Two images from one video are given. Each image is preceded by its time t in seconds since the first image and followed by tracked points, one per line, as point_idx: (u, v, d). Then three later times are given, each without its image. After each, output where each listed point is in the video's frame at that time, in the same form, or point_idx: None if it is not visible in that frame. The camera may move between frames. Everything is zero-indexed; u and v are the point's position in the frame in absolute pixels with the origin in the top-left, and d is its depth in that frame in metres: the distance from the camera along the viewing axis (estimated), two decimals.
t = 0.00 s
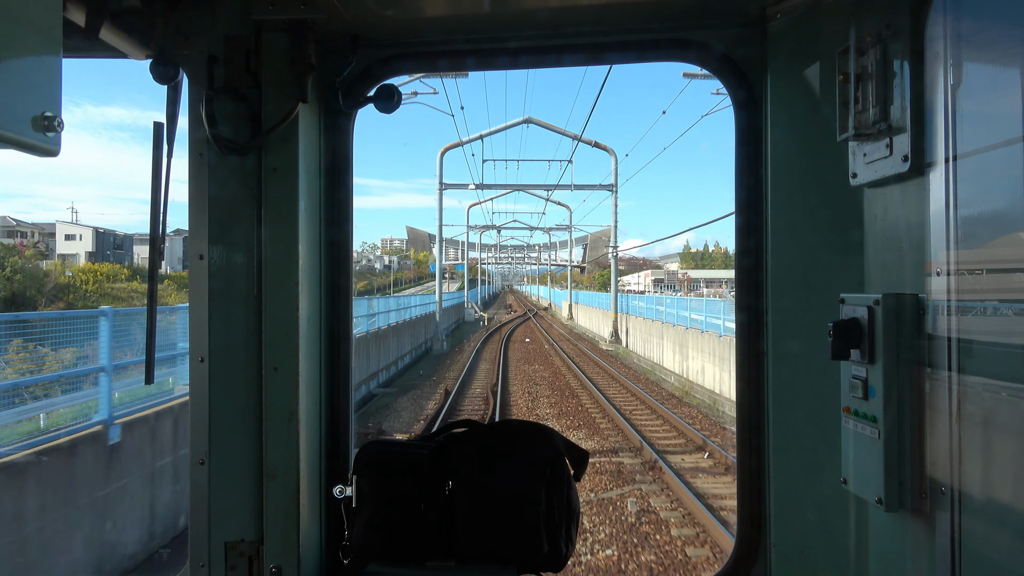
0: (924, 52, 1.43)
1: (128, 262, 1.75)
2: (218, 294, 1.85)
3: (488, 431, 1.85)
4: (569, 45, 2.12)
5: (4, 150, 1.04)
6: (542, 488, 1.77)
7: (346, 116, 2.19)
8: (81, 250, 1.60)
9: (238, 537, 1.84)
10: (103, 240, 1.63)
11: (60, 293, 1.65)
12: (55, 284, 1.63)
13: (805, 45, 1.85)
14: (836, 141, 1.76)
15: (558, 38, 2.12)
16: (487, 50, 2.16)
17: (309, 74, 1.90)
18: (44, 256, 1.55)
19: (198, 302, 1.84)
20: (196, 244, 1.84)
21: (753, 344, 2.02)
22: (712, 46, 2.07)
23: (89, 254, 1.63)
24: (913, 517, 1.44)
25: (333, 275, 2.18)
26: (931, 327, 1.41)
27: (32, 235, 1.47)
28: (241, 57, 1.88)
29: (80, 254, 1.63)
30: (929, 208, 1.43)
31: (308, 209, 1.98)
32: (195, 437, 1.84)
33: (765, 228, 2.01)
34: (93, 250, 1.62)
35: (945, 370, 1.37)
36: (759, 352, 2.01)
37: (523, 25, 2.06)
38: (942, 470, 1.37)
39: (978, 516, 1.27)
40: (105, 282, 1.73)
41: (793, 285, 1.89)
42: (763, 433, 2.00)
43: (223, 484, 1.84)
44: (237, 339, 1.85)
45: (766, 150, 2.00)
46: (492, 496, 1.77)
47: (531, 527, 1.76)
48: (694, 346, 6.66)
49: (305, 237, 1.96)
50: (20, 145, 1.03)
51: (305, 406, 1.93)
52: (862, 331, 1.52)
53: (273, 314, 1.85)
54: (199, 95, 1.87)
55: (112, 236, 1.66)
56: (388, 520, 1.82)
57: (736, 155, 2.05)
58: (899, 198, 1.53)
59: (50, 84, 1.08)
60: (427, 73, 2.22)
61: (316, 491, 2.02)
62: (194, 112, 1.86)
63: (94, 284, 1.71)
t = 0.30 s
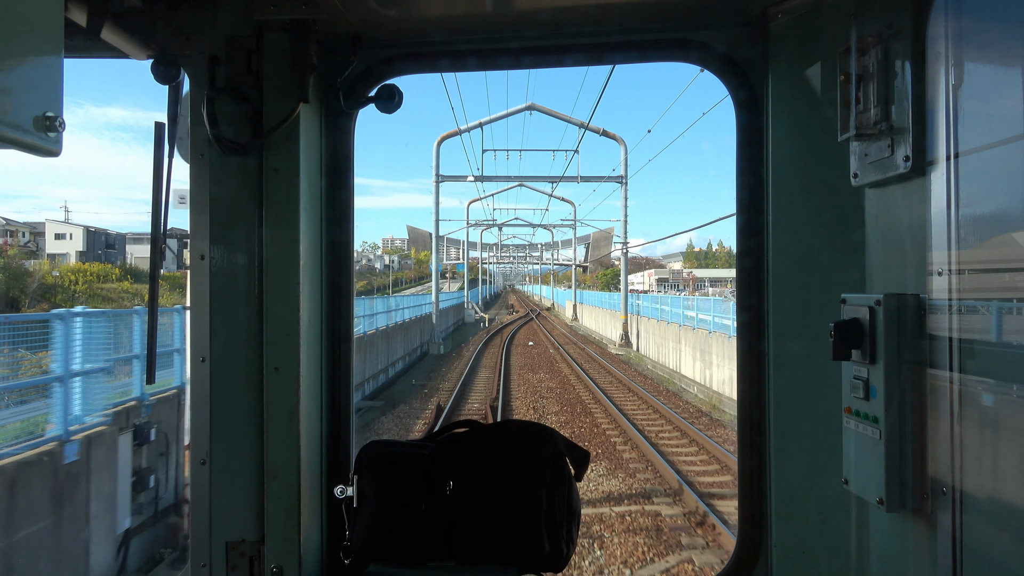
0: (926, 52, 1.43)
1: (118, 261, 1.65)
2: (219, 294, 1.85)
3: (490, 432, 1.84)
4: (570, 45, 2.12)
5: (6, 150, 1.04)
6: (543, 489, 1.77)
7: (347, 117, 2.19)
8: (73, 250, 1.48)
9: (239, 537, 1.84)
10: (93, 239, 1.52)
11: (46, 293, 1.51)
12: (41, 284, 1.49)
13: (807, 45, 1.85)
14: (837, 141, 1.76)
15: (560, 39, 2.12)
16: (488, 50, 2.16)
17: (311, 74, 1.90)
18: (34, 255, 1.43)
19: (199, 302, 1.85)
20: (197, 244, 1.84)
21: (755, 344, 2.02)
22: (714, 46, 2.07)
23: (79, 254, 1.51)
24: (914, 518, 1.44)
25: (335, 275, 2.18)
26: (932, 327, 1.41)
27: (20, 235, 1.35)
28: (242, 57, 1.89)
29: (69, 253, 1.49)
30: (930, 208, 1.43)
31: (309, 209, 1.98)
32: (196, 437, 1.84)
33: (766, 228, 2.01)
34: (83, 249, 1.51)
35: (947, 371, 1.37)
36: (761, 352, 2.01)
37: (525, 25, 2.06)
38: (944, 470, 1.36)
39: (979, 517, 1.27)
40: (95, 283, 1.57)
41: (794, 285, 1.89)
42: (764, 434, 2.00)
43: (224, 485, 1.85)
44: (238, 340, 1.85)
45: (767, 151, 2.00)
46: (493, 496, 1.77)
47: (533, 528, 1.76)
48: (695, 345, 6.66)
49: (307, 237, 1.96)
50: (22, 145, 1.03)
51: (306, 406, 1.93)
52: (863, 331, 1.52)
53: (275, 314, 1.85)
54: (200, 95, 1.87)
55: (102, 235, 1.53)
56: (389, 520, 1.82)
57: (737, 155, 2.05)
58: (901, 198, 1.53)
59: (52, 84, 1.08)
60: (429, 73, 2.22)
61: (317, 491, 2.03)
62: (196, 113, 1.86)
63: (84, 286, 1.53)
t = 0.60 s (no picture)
0: (928, 52, 1.43)
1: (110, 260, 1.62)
2: (220, 294, 1.85)
3: (492, 432, 1.84)
4: (572, 46, 2.13)
5: (8, 150, 1.04)
6: (545, 488, 1.77)
7: (349, 117, 2.19)
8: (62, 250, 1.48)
9: (241, 536, 1.84)
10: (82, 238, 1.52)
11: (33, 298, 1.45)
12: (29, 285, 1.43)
13: (808, 45, 1.85)
14: (838, 141, 1.76)
15: (561, 39, 2.12)
16: (490, 50, 2.16)
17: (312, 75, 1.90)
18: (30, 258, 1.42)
19: (201, 301, 1.85)
20: (199, 244, 1.85)
21: (756, 344, 2.02)
22: (716, 47, 2.07)
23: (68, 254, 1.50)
24: (916, 518, 1.44)
25: (336, 275, 2.19)
26: (934, 327, 1.41)
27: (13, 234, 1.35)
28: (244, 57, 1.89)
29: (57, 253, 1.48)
30: (932, 208, 1.43)
31: (310, 209, 1.99)
32: (198, 437, 1.84)
33: (768, 228, 2.01)
34: (72, 249, 1.50)
35: (948, 371, 1.37)
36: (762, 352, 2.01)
37: (526, 25, 2.07)
38: (945, 470, 1.36)
39: (981, 518, 1.27)
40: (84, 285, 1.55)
41: (796, 285, 1.89)
42: (766, 434, 2.00)
43: (226, 485, 1.85)
44: (240, 340, 1.86)
45: (769, 150, 2.01)
46: (495, 496, 1.77)
47: (534, 528, 1.76)
48: (697, 346, 6.66)
49: (308, 236, 1.96)
50: (25, 144, 1.04)
51: (307, 406, 1.93)
52: (865, 331, 1.52)
53: (276, 314, 1.85)
54: (202, 96, 1.87)
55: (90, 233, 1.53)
56: (390, 520, 1.82)
57: (738, 155, 2.05)
58: (902, 198, 1.53)
59: (55, 85, 1.08)
60: (431, 73, 2.22)
61: (319, 491, 2.03)
62: (198, 113, 1.86)
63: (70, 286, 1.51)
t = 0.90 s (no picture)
0: (929, 51, 1.43)
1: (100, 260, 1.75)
2: (222, 293, 1.85)
3: (493, 432, 1.84)
4: (574, 45, 2.13)
5: (9, 150, 1.04)
6: (546, 488, 1.77)
7: (350, 116, 2.20)
8: (51, 247, 1.55)
9: (242, 536, 1.85)
10: (74, 236, 1.61)
11: (15, 295, 1.54)
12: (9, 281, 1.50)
13: (809, 45, 1.85)
14: (839, 141, 1.76)
15: (562, 39, 2.12)
16: (492, 49, 2.16)
17: (313, 74, 1.90)
18: (11, 255, 1.43)
19: (203, 301, 1.85)
20: (200, 244, 1.85)
21: (757, 344, 2.02)
22: (717, 46, 2.07)
23: (57, 251, 1.59)
24: (917, 518, 1.43)
25: (337, 275, 2.19)
26: (935, 326, 1.40)
27: None
28: (245, 57, 1.89)
29: (48, 250, 1.55)
30: (933, 207, 1.42)
31: (311, 209, 1.99)
32: (199, 437, 1.85)
33: (768, 228, 2.01)
34: (60, 246, 1.58)
35: (950, 370, 1.37)
36: (763, 352, 2.01)
37: (528, 25, 2.06)
38: (947, 470, 1.36)
39: (983, 518, 1.27)
40: (72, 283, 1.66)
41: (798, 285, 1.89)
42: (767, 434, 2.00)
43: (227, 484, 1.85)
44: (241, 339, 1.86)
45: (770, 151, 2.00)
46: (496, 497, 1.76)
47: (535, 528, 1.76)
48: (699, 345, 6.66)
49: (309, 236, 1.96)
50: (25, 144, 1.04)
51: (308, 406, 1.93)
52: (866, 331, 1.52)
53: (277, 314, 1.85)
54: (203, 95, 1.87)
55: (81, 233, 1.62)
56: (392, 520, 1.82)
57: (740, 156, 2.06)
58: (903, 198, 1.52)
59: (56, 84, 1.08)
60: (432, 73, 2.22)
61: (320, 491, 2.03)
62: (199, 113, 1.86)
63: (58, 284, 1.63)
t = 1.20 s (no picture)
0: (930, 51, 1.43)
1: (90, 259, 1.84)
2: (224, 293, 1.85)
3: (495, 432, 1.84)
4: (576, 45, 2.13)
5: (12, 150, 1.04)
6: (548, 488, 1.77)
7: (351, 116, 2.20)
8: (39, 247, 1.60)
9: (244, 536, 1.85)
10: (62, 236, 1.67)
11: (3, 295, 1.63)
12: None
13: (811, 44, 1.85)
14: (840, 141, 1.76)
15: (565, 39, 2.13)
16: (494, 50, 2.16)
17: (315, 74, 1.90)
18: None
19: (205, 301, 1.85)
20: (202, 244, 1.85)
21: (759, 344, 2.02)
22: (719, 46, 2.07)
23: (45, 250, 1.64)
24: (919, 518, 1.43)
25: (339, 275, 2.19)
26: (936, 326, 1.40)
27: None
28: (246, 57, 1.89)
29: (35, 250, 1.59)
30: (934, 207, 1.42)
31: (313, 208, 1.98)
32: (201, 437, 1.85)
33: (770, 227, 2.01)
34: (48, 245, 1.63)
35: (951, 370, 1.37)
36: (765, 352, 2.01)
37: (530, 25, 2.06)
38: (949, 470, 1.36)
39: (985, 518, 1.26)
40: (59, 283, 1.83)
41: (799, 284, 1.89)
42: (769, 433, 2.00)
43: (228, 485, 1.85)
44: (242, 340, 1.86)
45: (772, 151, 2.00)
46: (498, 497, 1.77)
47: (537, 528, 1.76)
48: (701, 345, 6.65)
49: (311, 236, 1.96)
50: (28, 145, 1.04)
51: (310, 406, 1.93)
52: (867, 331, 1.52)
53: (279, 314, 1.85)
54: (205, 96, 1.87)
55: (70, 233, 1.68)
56: (394, 520, 1.82)
57: (742, 156, 2.06)
58: (904, 197, 1.52)
59: (57, 84, 1.08)
60: (434, 73, 2.22)
61: (322, 491, 2.03)
62: (200, 113, 1.87)
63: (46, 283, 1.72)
